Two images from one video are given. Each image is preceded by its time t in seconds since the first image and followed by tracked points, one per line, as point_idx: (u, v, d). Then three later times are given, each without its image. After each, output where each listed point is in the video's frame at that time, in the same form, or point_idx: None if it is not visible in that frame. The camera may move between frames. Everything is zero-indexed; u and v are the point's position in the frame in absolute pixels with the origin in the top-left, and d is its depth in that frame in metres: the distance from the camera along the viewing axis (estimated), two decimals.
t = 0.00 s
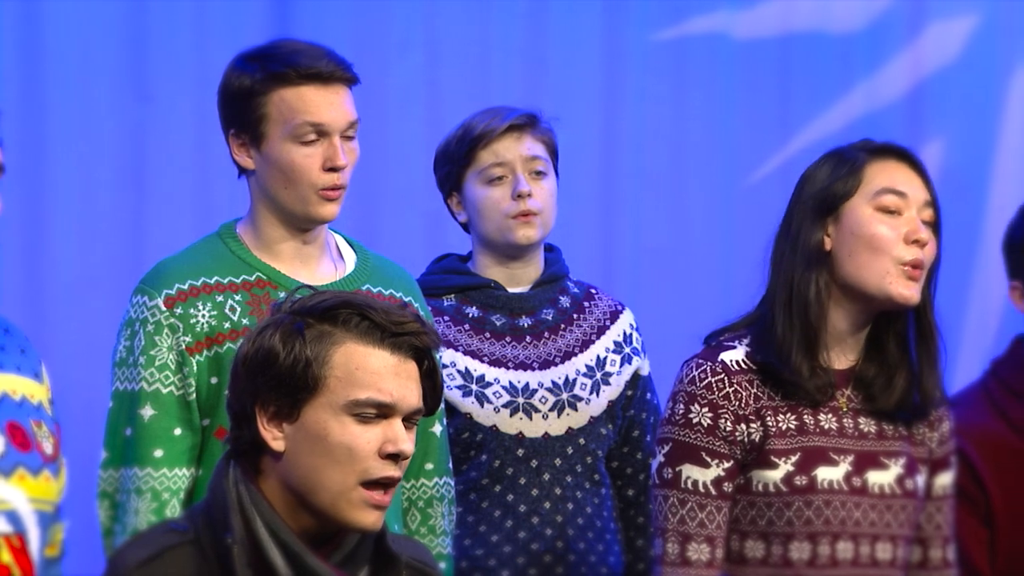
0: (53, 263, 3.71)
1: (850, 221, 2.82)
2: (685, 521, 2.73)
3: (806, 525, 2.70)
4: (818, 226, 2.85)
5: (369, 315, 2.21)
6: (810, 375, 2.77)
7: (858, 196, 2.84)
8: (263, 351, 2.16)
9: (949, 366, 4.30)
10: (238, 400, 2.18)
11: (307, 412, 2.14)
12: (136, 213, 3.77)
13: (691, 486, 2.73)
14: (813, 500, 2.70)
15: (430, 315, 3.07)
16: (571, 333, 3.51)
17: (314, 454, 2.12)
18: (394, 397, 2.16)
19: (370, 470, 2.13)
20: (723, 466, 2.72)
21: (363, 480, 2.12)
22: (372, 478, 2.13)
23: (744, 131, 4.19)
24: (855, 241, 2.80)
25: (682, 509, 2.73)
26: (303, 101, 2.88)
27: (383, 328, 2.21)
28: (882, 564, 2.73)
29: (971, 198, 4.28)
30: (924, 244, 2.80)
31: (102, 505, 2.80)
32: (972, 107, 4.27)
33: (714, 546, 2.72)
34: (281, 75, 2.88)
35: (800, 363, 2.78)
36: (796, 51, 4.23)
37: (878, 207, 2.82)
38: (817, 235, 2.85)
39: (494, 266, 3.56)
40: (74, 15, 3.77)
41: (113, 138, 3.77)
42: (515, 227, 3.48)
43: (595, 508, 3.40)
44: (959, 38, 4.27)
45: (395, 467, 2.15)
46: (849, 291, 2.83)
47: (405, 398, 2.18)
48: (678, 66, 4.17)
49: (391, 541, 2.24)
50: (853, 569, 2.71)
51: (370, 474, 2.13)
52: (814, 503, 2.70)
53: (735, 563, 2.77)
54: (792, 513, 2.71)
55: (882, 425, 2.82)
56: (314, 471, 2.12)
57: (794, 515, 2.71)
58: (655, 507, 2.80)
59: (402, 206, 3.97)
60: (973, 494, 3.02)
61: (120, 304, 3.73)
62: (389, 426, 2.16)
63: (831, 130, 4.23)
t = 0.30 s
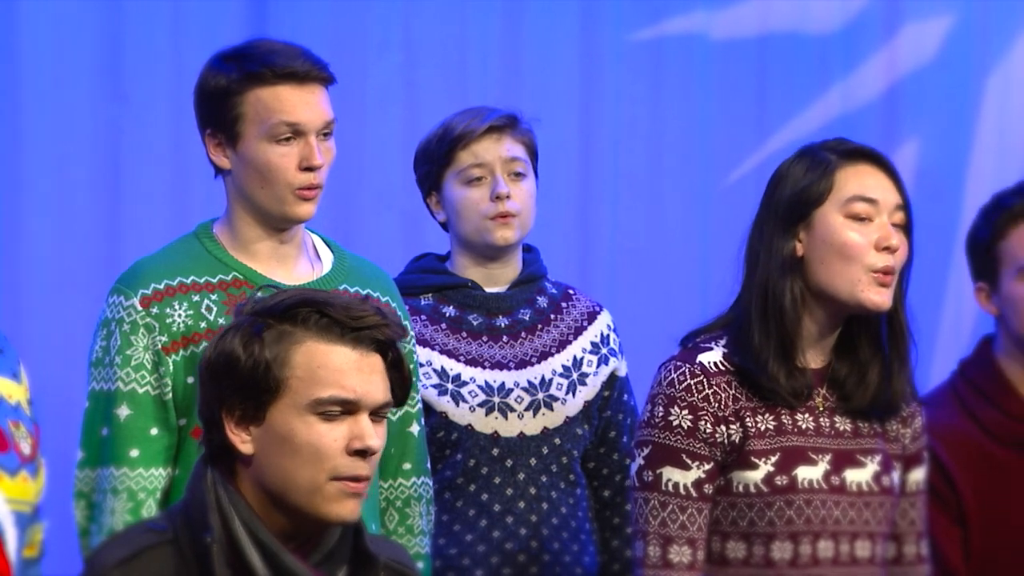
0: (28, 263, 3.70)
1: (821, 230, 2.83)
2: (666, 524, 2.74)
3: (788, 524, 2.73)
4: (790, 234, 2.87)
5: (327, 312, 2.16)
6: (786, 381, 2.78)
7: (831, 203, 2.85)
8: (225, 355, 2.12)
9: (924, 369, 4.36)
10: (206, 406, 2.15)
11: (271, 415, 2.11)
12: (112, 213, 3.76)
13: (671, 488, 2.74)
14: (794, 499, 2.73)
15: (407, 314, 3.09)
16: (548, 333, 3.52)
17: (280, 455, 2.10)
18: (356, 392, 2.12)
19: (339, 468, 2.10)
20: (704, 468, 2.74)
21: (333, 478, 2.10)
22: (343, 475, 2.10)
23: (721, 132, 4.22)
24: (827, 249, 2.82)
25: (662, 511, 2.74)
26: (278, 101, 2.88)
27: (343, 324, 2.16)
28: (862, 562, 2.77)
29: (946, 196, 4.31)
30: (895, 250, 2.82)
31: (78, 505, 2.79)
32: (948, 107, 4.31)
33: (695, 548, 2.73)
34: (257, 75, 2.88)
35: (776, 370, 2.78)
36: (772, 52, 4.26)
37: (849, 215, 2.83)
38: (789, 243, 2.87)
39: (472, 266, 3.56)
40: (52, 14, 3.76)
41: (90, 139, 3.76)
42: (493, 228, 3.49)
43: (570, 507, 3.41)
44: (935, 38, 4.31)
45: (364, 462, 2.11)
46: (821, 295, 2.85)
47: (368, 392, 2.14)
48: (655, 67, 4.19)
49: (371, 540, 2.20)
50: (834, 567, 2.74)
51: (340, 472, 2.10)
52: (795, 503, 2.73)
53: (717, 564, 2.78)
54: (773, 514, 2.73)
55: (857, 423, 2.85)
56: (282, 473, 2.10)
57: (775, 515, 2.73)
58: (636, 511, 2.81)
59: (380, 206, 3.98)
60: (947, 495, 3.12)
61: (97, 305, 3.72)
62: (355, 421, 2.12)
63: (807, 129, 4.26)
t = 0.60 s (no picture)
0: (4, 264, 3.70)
1: (781, 225, 2.85)
2: (648, 527, 2.73)
3: (773, 522, 2.74)
4: (750, 235, 2.89)
5: (264, 315, 2.16)
6: (765, 382, 2.79)
7: (784, 197, 2.87)
8: (167, 363, 2.16)
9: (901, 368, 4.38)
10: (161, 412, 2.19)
11: (215, 422, 2.13)
12: (88, 213, 3.76)
13: (653, 490, 2.74)
14: (778, 496, 2.74)
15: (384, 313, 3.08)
16: (522, 332, 3.52)
17: (227, 461, 2.11)
18: (297, 395, 2.12)
19: (287, 469, 2.10)
20: (685, 470, 2.74)
21: (282, 480, 2.10)
22: (292, 477, 2.10)
23: (698, 132, 4.22)
24: (789, 242, 2.83)
25: (645, 514, 2.74)
26: (254, 99, 2.87)
27: (280, 326, 2.16)
28: (847, 556, 2.77)
29: (921, 195, 4.32)
30: (857, 233, 2.84)
31: (55, 505, 2.78)
32: (924, 106, 4.32)
33: (678, 550, 2.73)
34: (232, 74, 2.87)
35: (755, 373, 2.79)
36: (748, 53, 4.26)
37: (805, 206, 2.85)
38: (750, 244, 2.89)
39: (447, 266, 3.56)
40: (28, 15, 3.75)
41: (66, 139, 3.76)
42: (469, 230, 3.49)
43: (541, 506, 3.41)
44: (911, 38, 4.32)
45: (312, 461, 2.11)
46: (790, 289, 2.87)
47: (311, 393, 2.13)
48: (631, 67, 4.19)
49: (339, 537, 2.20)
50: (821, 563, 2.75)
51: (289, 474, 2.10)
52: (779, 499, 2.74)
53: (704, 563, 2.80)
54: (758, 511, 2.74)
55: (838, 416, 2.86)
56: (231, 477, 2.11)
57: (761, 513, 2.74)
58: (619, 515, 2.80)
59: (356, 205, 3.98)
60: (927, 496, 3.17)
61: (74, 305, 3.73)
62: (300, 422, 2.12)
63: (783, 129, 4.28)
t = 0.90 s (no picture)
0: None
1: (745, 237, 2.86)
2: (625, 538, 2.73)
3: (752, 527, 2.73)
4: (717, 248, 2.90)
5: (207, 315, 2.15)
6: (734, 396, 2.78)
7: (747, 210, 2.87)
8: (114, 370, 2.16)
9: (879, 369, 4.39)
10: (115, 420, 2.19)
11: (167, 425, 2.13)
12: (64, 212, 3.77)
13: (629, 502, 2.74)
14: (755, 502, 2.74)
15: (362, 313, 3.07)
16: (494, 332, 3.52)
17: (183, 463, 2.11)
18: (246, 391, 2.12)
19: (243, 467, 2.10)
20: (659, 480, 2.74)
21: (239, 479, 2.10)
22: (249, 475, 2.10)
23: (675, 133, 4.22)
24: (755, 254, 2.83)
25: (622, 525, 2.73)
26: (232, 99, 2.85)
27: (224, 325, 2.15)
28: (830, 558, 2.77)
29: (896, 194, 4.32)
30: (821, 240, 2.83)
31: (32, 506, 2.71)
32: (901, 106, 4.32)
33: (656, 560, 2.72)
34: (210, 74, 2.85)
35: (723, 387, 2.78)
36: (725, 55, 4.26)
37: (768, 217, 2.85)
38: (714, 259, 2.90)
39: (419, 265, 3.54)
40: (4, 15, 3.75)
41: (42, 140, 3.76)
42: (442, 228, 3.47)
43: (512, 506, 3.41)
44: (887, 39, 4.31)
45: (268, 458, 2.11)
46: (760, 301, 2.87)
47: (260, 388, 2.12)
48: (609, 67, 4.19)
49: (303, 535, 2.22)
50: (802, 566, 2.75)
51: (246, 472, 2.10)
52: (756, 505, 2.74)
53: (688, 570, 2.80)
54: (736, 517, 2.73)
55: (816, 417, 2.85)
56: (188, 479, 2.11)
57: (739, 519, 2.73)
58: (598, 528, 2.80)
59: (333, 205, 3.99)
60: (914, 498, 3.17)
61: (52, 305, 3.73)
62: (252, 419, 2.12)
63: (759, 130, 4.28)
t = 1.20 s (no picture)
0: None
1: (710, 239, 2.86)
2: (597, 540, 2.74)
3: (724, 528, 2.73)
4: (682, 253, 2.91)
5: (171, 319, 2.15)
6: (705, 400, 2.78)
7: (709, 212, 2.88)
8: (77, 375, 2.15)
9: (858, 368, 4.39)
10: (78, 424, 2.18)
11: (132, 431, 2.13)
12: (40, 212, 3.78)
13: (600, 504, 2.74)
14: (727, 503, 2.73)
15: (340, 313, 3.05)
16: (467, 331, 3.50)
17: (149, 468, 2.11)
18: (212, 397, 2.13)
19: (210, 472, 2.11)
20: (630, 482, 2.74)
21: (207, 484, 2.11)
22: (216, 479, 2.11)
23: (652, 132, 4.22)
24: (719, 257, 2.84)
25: (594, 527, 2.74)
26: (210, 99, 2.83)
27: (188, 330, 2.15)
28: (805, 557, 2.76)
29: (873, 194, 4.31)
30: (785, 238, 2.83)
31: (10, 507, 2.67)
32: (878, 106, 4.32)
33: (628, 561, 2.73)
34: (189, 74, 2.83)
35: (693, 392, 2.78)
36: (703, 54, 4.26)
37: (730, 219, 2.85)
38: (680, 264, 2.91)
39: (393, 264, 3.53)
40: None
41: (18, 140, 3.78)
42: (416, 227, 3.47)
43: (484, 505, 3.42)
44: (864, 39, 4.31)
45: (234, 462, 2.12)
46: (730, 303, 2.88)
47: (226, 393, 2.13)
48: (586, 67, 4.18)
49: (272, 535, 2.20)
50: (776, 566, 2.74)
51: (213, 477, 2.11)
52: (727, 505, 2.73)
53: (665, 570, 2.80)
54: (709, 518, 2.73)
55: (793, 417, 2.84)
56: (155, 484, 2.11)
57: (711, 519, 2.73)
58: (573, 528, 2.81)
59: (310, 205, 4.00)
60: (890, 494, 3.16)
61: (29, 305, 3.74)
62: (218, 423, 2.13)
63: (737, 130, 4.28)
